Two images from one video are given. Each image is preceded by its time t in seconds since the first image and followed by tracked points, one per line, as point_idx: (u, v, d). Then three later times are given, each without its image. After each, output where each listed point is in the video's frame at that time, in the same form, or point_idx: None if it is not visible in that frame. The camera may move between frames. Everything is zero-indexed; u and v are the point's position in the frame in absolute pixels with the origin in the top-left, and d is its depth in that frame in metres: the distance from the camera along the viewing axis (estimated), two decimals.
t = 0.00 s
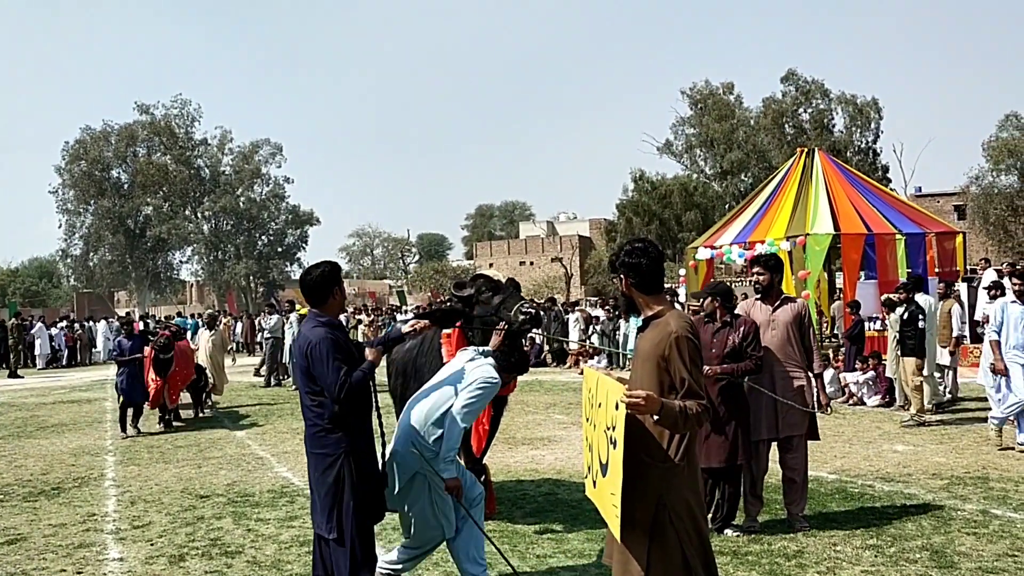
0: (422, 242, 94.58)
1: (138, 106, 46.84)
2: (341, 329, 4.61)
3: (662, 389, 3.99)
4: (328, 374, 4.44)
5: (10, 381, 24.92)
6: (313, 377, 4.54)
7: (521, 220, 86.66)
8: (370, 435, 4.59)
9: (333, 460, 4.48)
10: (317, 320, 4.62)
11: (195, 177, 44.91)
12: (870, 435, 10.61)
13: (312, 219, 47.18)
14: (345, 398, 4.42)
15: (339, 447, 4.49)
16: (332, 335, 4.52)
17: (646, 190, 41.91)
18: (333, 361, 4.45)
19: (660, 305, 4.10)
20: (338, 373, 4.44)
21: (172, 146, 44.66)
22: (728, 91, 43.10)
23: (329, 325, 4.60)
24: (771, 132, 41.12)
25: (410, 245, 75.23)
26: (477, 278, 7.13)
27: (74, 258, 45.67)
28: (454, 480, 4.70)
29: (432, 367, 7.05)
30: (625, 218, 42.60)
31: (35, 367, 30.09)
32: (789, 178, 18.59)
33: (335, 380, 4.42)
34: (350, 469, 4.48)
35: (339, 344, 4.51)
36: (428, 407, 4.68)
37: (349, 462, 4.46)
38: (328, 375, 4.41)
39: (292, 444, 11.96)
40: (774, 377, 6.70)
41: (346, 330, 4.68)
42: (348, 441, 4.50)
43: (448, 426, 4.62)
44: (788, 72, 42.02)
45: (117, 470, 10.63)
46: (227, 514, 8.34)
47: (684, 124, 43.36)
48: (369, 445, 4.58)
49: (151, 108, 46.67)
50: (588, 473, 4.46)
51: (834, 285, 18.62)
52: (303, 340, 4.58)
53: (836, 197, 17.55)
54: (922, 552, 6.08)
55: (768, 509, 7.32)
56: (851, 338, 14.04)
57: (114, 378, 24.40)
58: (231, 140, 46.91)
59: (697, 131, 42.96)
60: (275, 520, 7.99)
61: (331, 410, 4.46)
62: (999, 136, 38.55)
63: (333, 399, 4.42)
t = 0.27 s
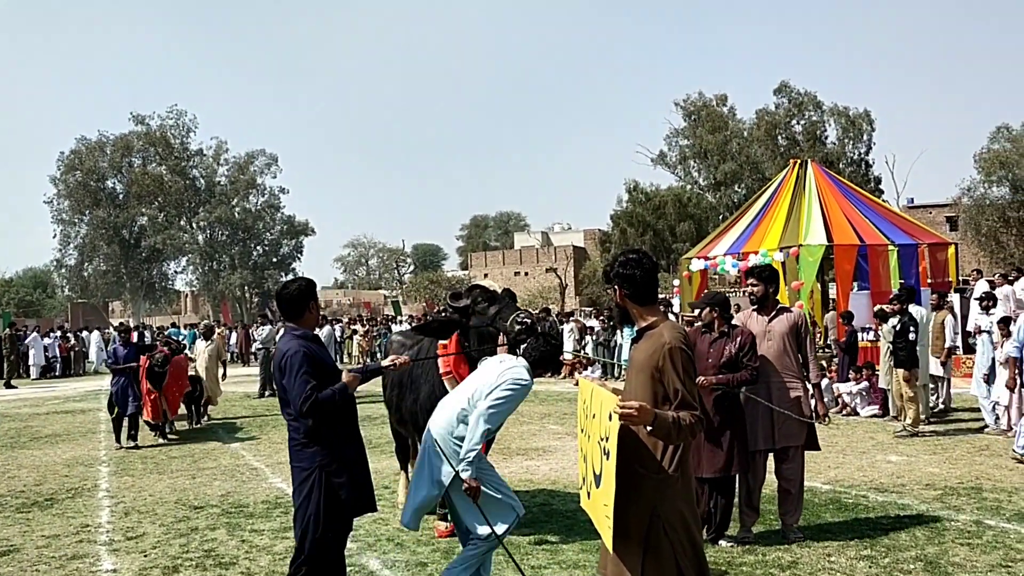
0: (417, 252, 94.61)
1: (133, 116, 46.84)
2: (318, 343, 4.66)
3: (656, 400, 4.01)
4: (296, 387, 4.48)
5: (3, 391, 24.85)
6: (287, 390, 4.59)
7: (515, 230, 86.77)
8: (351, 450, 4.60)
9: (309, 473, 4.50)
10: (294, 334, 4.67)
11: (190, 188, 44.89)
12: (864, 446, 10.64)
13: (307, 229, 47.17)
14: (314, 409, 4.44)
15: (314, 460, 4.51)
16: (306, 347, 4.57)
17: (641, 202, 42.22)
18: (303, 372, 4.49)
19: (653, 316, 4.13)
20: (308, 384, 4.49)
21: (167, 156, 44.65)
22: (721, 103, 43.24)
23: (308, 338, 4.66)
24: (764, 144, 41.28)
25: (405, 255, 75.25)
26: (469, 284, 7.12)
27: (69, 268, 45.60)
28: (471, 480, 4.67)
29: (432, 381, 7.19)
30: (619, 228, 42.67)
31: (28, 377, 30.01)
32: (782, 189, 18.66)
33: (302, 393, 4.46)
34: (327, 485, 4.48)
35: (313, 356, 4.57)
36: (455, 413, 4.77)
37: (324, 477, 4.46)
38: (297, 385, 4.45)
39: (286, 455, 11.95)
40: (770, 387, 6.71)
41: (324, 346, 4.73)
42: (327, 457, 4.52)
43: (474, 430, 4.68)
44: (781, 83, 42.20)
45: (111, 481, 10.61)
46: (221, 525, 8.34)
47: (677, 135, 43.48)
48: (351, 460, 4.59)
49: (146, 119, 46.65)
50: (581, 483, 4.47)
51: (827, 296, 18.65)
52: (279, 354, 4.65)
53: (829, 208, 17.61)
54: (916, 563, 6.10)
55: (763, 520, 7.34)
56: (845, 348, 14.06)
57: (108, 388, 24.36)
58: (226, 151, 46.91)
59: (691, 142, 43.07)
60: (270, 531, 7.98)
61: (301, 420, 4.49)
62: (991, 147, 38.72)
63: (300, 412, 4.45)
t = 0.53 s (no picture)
0: (415, 256, 94.62)
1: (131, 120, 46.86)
2: (301, 354, 4.65)
3: (655, 405, 4.02)
4: (273, 395, 4.47)
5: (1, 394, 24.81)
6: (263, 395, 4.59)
7: (514, 234, 86.82)
8: (323, 463, 4.61)
9: (277, 481, 4.49)
10: (277, 340, 4.65)
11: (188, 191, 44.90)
12: (861, 450, 10.65)
13: (305, 233, 47.14)
14: (289, 421, 4.44)
15: (285, 468, 4.51)
16: (289, 355, 4.55)
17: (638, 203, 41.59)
18: (282, 380, 4.48)
19: (653, 320, 4.13)
20: (285, 393, 4.47)
21: (165, 159, 44.67)
22: (719, 107, 43.29)
23: (292, 345, 4.64)
24: (762, 148, 41.38)
25: (403, 259, 75.26)
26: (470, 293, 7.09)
27: (66, 272, 45.57)
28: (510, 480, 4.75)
29: (433, 387, 7.11)
30: (617, 232, 42.69)
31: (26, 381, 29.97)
32: (780, 193, 18.70)
33: (278, 402, 4.45)
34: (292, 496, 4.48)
35: (294, 365, 4.55)
36: (488, 414, 4.94)
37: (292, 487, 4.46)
38: (273, 393, 4.44)
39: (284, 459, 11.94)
40: (770, 391, 6.70)
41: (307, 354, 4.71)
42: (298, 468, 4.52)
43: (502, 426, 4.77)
44: (779, 88, 42.29)
45: (108, 484, 10.60)
46: (218, 530, 8.32)
47: (675, 139, 43.54)
48: (320, 473, 4.58)
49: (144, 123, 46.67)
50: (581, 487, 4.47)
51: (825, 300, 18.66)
52: (260, 358, 4.63)
53: (826, 212, 17.65)
54: (914, 567, 6.10)
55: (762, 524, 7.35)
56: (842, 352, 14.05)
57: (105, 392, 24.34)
58: (224, 154, 46.91)
59: (689, 146, 43.11)
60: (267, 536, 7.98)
61: (273, 427, 4.49)
62: (988, 152, 38.81)
63: (274, 420, 4.44)
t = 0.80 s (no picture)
0: (413, 259, 94.61)
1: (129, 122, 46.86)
2: (288, 355, 4.64)
3: (654, 408, 4.02)
4: (253, 396, 4.49)
5: None
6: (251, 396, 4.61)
7: (512, 237, 86.81)
8: (311, 464, 4.59)
9: (264, 480, 4.49)
10: (267, 341, 4.66)
11: (187, 194, 44.86)
12: (859, 453, 10.65)
13: (303, 236, 47.09)
14: (268, 422, 4.44)
15: (273, 469, 4.50)
16: (273, 357, 4.55)
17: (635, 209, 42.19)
18: (263, 382, 4.50)
19: (652, 322, 4.13)
20: (266, 394, 4.49)
21: (163, 162, 44.65)
22: (717, 110, 43.32)
23: (279, 347, 4.65)
24: (760, 151, 41.47)
25: (401, 262, 75.24)
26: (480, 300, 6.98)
27: (64, 274, 45.51)
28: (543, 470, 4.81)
29: (443, 390, 7.08)
30: (615, 235, 42.67)
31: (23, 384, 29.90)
32: (778, 196, 18.72)
33: (257, 403, 4.46)
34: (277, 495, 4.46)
35: (278, 366, 4.55)
36: (511, 408, 4.93)
37: (275, 485, 4.44)
38: (252, 394, 4.46)
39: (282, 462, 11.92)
40: (772, 394, 6.70)
41: (296, 356, 4.70)
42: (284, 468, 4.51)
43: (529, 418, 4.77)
44: (776, 91, 42.36)
45: (105, 488, 10.58)
46: (216, 532, 8.31)
47: (673, 142, 43.56)
48: (307, 474, 4.55)
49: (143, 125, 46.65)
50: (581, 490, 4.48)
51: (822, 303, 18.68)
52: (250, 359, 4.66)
53: (824, 215, 17.67)
54: (912, 570, 6.10)
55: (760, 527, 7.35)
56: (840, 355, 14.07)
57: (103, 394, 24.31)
58: (222, 157, 46.88)
59: (687, 149, 43.13)
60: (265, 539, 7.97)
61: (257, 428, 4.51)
62: (985, 155, 38.90)
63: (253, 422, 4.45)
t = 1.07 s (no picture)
0: (413, 260, 94.65)
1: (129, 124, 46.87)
2: (284, 358, 4.61)
3: (654, 409, 4.02)
4: (244, 401, 4.51)
5: None
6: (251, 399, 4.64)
7: (512, 238, 86.83)
8: (310, 466, 4.55)
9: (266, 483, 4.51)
10: (267, 345, 4.66)
11: (186, 195, 44.85)
12: (859, 454, 10.67)
13: (303, 237, 47.06)
14: (259, 425, 4.43)
15: (273, 472, 4.51)
16: (267, 362, 4.55)
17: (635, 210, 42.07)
18: (255, 386, 4.50)
19: (653, 325, 4.13)
20: (258, 398, 4.48)
21: (163, 164, 44.65)
22: (716, 111, 43.34)
23: (276, 349, 4.62)
24: (759, 152, 41.53)
25: (400, 264, 75.24)
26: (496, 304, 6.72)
27: (63, 276, 45.52)
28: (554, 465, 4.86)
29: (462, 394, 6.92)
30: (614, 236, 42.66)
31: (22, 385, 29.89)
32: (777, 197, 18.73)
33: (246, 408, 4.47)
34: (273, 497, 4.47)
35: (271, 371, 4.54)
36: (522, 406, 4.91)
37: (270, 488, 4.44)
38: (243, 399, 4.47)
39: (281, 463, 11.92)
40: (779, 397, 6.69)
41: (294, 358, 4.66)
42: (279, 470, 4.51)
43: (538, 414, 4.76)
44: (776, 92, 42.40)
45: (105, 489, 10.58)
46: (216, 534, 8.31)
47: (672, 143, 43.59)
48: (304, 476, 4.52)
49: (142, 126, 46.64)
50: (581, 492, 4.48)
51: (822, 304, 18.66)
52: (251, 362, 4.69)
53: (824, 217, 17.68)
54: (912, 571, 6.11)
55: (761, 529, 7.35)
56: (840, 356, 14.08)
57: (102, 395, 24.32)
58: (221, 158, 46.88)
59: (686, 150, 43.15)
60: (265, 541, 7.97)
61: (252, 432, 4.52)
62: (984, 156, 38.94)
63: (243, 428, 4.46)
